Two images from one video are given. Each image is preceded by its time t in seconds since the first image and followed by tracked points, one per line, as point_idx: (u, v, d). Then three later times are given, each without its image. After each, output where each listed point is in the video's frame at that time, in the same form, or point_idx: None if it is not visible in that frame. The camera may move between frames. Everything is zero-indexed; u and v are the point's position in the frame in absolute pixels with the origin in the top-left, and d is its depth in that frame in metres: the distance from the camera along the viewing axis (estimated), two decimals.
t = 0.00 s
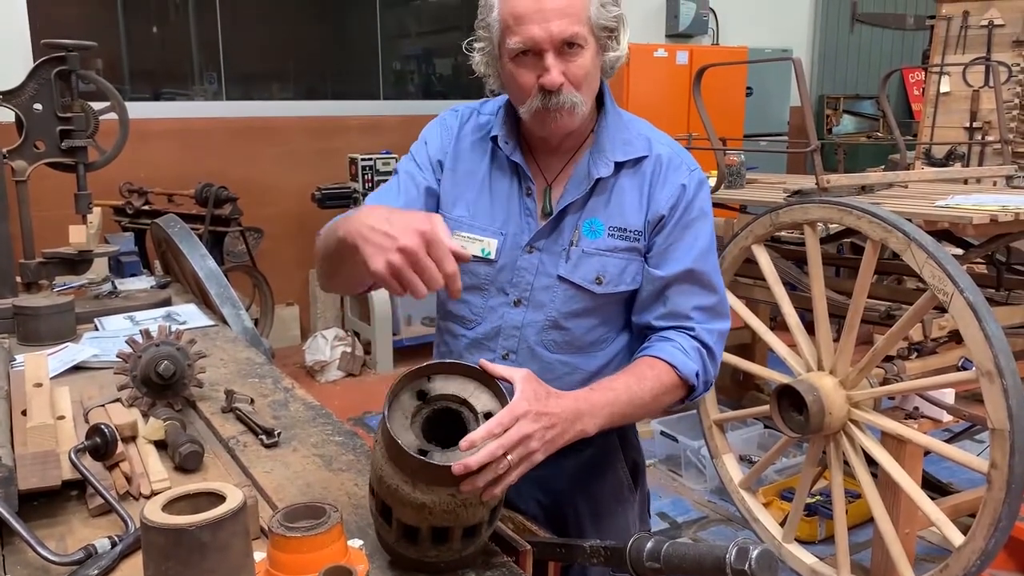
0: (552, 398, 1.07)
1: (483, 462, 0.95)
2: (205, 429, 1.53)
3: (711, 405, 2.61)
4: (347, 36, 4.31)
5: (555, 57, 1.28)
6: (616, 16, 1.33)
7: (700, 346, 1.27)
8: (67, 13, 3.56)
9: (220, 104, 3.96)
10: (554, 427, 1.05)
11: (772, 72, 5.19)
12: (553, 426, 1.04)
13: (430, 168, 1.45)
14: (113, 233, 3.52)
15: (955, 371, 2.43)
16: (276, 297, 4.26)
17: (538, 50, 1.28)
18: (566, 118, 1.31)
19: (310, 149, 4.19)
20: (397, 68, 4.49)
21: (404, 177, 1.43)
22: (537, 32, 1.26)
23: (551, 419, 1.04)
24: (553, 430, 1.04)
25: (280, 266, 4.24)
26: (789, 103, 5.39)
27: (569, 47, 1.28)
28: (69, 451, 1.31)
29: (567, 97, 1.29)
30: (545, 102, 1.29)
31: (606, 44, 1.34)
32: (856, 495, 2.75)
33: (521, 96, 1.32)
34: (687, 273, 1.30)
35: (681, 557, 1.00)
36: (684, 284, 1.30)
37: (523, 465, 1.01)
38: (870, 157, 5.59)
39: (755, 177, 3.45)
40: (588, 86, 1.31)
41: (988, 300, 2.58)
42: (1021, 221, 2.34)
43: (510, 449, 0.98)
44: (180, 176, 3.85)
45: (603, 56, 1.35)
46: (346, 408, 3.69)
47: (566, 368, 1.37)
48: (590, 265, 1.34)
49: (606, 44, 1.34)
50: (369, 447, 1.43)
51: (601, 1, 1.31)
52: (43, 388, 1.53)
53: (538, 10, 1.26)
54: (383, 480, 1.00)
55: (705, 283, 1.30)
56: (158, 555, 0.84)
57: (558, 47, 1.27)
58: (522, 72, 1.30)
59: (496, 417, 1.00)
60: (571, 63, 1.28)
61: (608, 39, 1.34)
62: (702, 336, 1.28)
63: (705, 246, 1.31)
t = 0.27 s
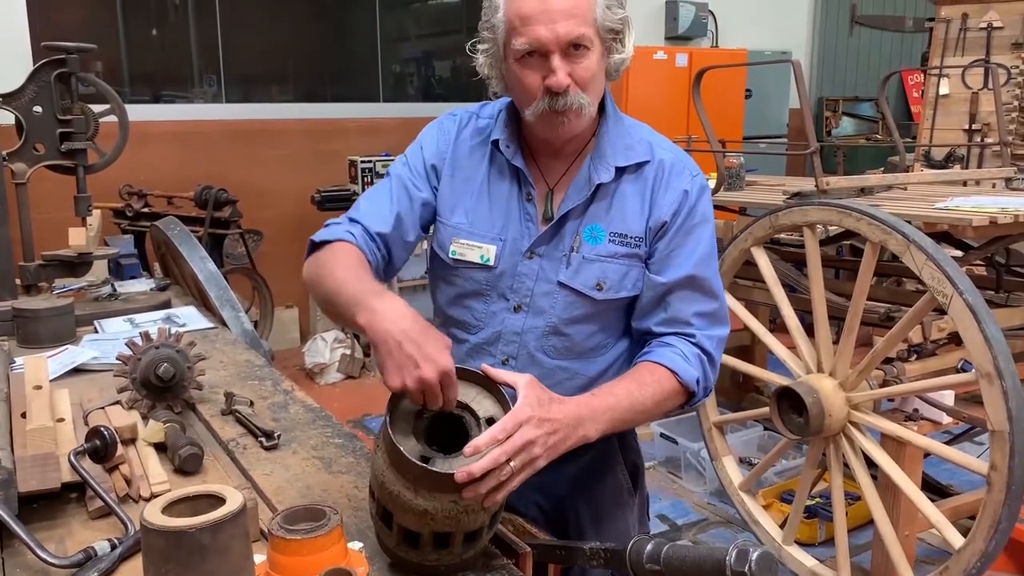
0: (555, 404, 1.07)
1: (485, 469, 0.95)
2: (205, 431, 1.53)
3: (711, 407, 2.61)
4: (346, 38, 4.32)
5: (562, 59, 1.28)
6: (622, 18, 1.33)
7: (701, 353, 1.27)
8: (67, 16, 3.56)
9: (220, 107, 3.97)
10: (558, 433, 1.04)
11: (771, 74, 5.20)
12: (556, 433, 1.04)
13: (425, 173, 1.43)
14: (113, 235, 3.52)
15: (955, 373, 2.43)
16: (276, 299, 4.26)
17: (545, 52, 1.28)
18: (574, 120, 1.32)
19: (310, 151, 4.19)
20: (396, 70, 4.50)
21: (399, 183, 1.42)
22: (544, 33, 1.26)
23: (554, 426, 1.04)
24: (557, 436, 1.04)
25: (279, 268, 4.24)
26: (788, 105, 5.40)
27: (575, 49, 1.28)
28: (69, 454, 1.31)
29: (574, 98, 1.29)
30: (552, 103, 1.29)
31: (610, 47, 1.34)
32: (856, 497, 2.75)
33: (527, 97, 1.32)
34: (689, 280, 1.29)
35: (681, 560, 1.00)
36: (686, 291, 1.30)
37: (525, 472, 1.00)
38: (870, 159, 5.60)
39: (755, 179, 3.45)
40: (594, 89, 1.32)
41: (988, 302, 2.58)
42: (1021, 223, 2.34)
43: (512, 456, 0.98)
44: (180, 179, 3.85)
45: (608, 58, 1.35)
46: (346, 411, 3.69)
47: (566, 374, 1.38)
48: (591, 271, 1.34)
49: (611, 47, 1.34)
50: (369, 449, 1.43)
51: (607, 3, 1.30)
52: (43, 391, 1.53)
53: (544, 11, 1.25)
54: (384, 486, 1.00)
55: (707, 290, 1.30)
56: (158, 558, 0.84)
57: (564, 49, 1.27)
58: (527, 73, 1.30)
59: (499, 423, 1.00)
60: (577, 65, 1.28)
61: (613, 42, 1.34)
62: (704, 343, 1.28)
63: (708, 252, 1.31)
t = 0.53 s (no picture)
0: (555, 406, 1.06)
1: (483, 473, 0.95)
2: (205, 434, 1.53)
3: (711, 410, 2.61)
4: (346, 41, 4.32)
5: (554, 57, 1.28)
6: (614, 18, 1.33)
7: (703, 353, 1.27)
8: (67, 18, 3.57)
9: (220, 109, 3.97)
10: (559, 437, 1.04)
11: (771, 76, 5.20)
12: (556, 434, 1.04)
13: (418, 184, 1.45)
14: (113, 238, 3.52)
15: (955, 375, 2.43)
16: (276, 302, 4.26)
17: (537, 51, 1.28)
18: (567, 119, 1.32)
19: (309, 154, 4.19)
20: (396, 72, 4.50)
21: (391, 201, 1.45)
22: (536, 31, 1.26)
23: (553, 427, 1.04)
24: (557, 437, 1.04)
25: (279, 270, 4.24)
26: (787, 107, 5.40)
27: (567, 48, 1.28)
28: (68, 457, 1.31)
29: (568, 96, 1.29)
30: (544, 101, 1.30)
31: (603, 46, 1.34)
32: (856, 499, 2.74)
33: (519, 97, 1.32)
34: (687, 279, 1.29)
35: (680, 561, 1.00)
36: (686, 291, 1.30)
37: (525, 474, 1.00)
38: (869, 161, 5.61)
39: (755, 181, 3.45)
40: (588, 87, 1.32)
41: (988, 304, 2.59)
42: (1020, 225, 2.34)
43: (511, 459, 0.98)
44: (180, 181, 3.85)
45: (600, 58, 1.35)
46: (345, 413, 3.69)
47: (563, 375, 1.38)
48: (586, 271, 1.34)
49: (603, 46, 1.35)
50: (369, 452, 1.43)
51: (599, 2, 1.31)
52: (43, 393, 1.53)
53: (536, 10, 1.25)
54: (383, 489, 1.01)
55: (706, 290, 1.30)
56: (157, 560, 0.84)
57: (556, 47, 1.27)
58: (519, 72, 1.30)
59: (498, 427, 1.00)
60: (570, 63, 1.29)
61: (605, 41, 1.34)
62: (705, 344, 1.28)
63: (706, 251, 1.31)
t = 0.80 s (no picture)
0: (554, 410, 1.06)
1: (484, 479, 0.95)
2: (205, 437, 1.53)
3: (711, 412, 2.61)
4: (347, 44, 4.33)
5: (549, 63, 1.28)
6: (609, 22, 1.33)
7: (705, 355, 1.27)
8: (67, 22, 3.57)
9: (221, 112, 3.97)
10: (560, 442, 1.04)
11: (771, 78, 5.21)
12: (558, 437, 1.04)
13: (417, 191, 1.46)
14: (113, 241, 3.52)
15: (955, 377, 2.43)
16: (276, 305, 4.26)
17: (533, 56, 1.28)
18: (563, 124, 1.32)
19: (310, 156, 4.20)
20: (396, 75, 4.50)
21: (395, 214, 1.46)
22: (531, 38, 1.26)
23: (555, 431, 1.04)
24: (559, 439, 1.04)
25: (280, 273, 4.24)
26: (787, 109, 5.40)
27: (562, 53, 1.28)
28: (69, 459, 1.31)
29: (563, 101, 1.29)
30: (539, 107, 1.30)
31: (599, 50, 1.34)
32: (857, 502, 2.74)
33: (514, 102, 1.32)
34: (686, 281, 1.29)
35: (680, 563, 1.00)
36: (686, 293, 1.30)
37: (527, 478, 1.00)
38: (869, 164, 5.61)
39: (755, 183, 3.45)
40: (584, 91, 1.32)
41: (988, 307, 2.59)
42: (1020, 228, 2.34)
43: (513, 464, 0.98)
44: (180, 184, 3.85)
45: (596, 62, 1.35)
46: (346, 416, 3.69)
47: (561, 378, 1.38)
48: (582, 274, 1.34)
49: (599, 51, 1.34)
50: (369, 455, 1.43)
51: (595, 7, 1.31)
52: (44, 396, 1.53)
53: (532, 15, 1.26)
54: (385, 493, 1.01)
55: (706, 291, 1.30)
56: (158, 562, 0.84)
57: (551, 53, 1.28)
58: (515, 78, 1.30)
59: (498, 433, 0.99)
60: (565, 68, 1.29)
61: (601, 45, 1.34)
62: (708, 345, 1.28)
63: (705, 253, 1.30)
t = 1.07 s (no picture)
0: (558, 414, 1.06)
1: (495, 484, 0.95)
2: (206, 440, 1.53)
3: (712, 414, 2.61)
4: (347, 47, 4.33)
5: (547, 79, 1.28)
6: (610, 32, 1.32)
7: (710, 358, 1.27)
8: (67, 25, 3.58)
9: (221, 115, 3.97)
10: (565, 445, 1.05)
11: (771, 80, 5.21)
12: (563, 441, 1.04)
13: (422, 195, 1.46)
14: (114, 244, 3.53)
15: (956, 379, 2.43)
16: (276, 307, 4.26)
17: (530, 73, 1.28)
18: (563, 135, 1.32)
19: (310, 159, 4.20)
20: (396, 78, 4.50)
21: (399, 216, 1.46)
22: (528, 55, 1.26)
23: (559, 433, 1.04)
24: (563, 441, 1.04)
25: (280, 276, 4.24)
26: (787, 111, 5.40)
27: (560, 68, 1.28)
28: (69, 462, 1.31)
29: (562, 115, 1.30)
30: (538, 121, 1.30)
31: (601, 60, 1.34)
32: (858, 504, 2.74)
33: (515, 115, 1.33)
34: (691, 284, 1.29)
35: (681, 565, 1.00)
36: (690, 296, 1.30)
37: (533, 481, 1.00)
38: (869, 166, 5.61)
39: (755, 185, 3.45)
40: (584, 102, 1.32)
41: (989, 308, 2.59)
42: (1021, 229, 2.34)
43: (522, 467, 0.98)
44: (181, 187, 3.85)
45: (597, 72, 1.35)
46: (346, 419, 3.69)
47: (566, 381, 1.38)
48: (588, 277, 1.34)
49: (600, 61, 1.34)
50: (370, 458, 1.43)
51: (595, 18, 1.30)
52: (44, 400, 1.53)
53: (527, 32, 1.25)
54: (390, 500, 1.00)
55: (710, 294, 1.30)
56: (159, 566, 0.84)
57: (548, 70, 1.27)
58: (514, 93, 1.30)
59: (506, 438, 0.99)
60: (564, 83, 1.28)
61: (602, 56, 1.33)
62: (713, 348, 1.28)
63: (710, 256, 1.30)
